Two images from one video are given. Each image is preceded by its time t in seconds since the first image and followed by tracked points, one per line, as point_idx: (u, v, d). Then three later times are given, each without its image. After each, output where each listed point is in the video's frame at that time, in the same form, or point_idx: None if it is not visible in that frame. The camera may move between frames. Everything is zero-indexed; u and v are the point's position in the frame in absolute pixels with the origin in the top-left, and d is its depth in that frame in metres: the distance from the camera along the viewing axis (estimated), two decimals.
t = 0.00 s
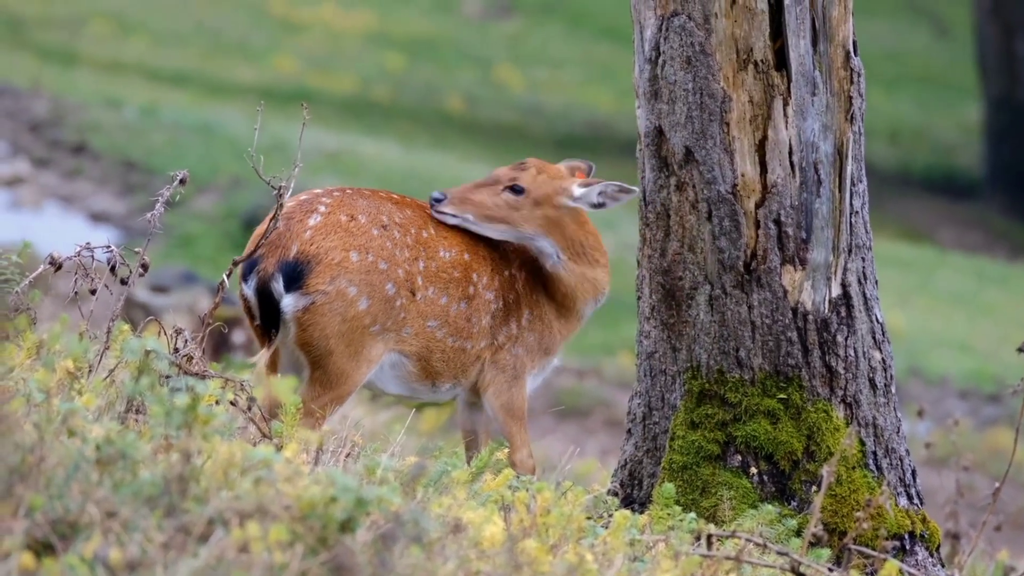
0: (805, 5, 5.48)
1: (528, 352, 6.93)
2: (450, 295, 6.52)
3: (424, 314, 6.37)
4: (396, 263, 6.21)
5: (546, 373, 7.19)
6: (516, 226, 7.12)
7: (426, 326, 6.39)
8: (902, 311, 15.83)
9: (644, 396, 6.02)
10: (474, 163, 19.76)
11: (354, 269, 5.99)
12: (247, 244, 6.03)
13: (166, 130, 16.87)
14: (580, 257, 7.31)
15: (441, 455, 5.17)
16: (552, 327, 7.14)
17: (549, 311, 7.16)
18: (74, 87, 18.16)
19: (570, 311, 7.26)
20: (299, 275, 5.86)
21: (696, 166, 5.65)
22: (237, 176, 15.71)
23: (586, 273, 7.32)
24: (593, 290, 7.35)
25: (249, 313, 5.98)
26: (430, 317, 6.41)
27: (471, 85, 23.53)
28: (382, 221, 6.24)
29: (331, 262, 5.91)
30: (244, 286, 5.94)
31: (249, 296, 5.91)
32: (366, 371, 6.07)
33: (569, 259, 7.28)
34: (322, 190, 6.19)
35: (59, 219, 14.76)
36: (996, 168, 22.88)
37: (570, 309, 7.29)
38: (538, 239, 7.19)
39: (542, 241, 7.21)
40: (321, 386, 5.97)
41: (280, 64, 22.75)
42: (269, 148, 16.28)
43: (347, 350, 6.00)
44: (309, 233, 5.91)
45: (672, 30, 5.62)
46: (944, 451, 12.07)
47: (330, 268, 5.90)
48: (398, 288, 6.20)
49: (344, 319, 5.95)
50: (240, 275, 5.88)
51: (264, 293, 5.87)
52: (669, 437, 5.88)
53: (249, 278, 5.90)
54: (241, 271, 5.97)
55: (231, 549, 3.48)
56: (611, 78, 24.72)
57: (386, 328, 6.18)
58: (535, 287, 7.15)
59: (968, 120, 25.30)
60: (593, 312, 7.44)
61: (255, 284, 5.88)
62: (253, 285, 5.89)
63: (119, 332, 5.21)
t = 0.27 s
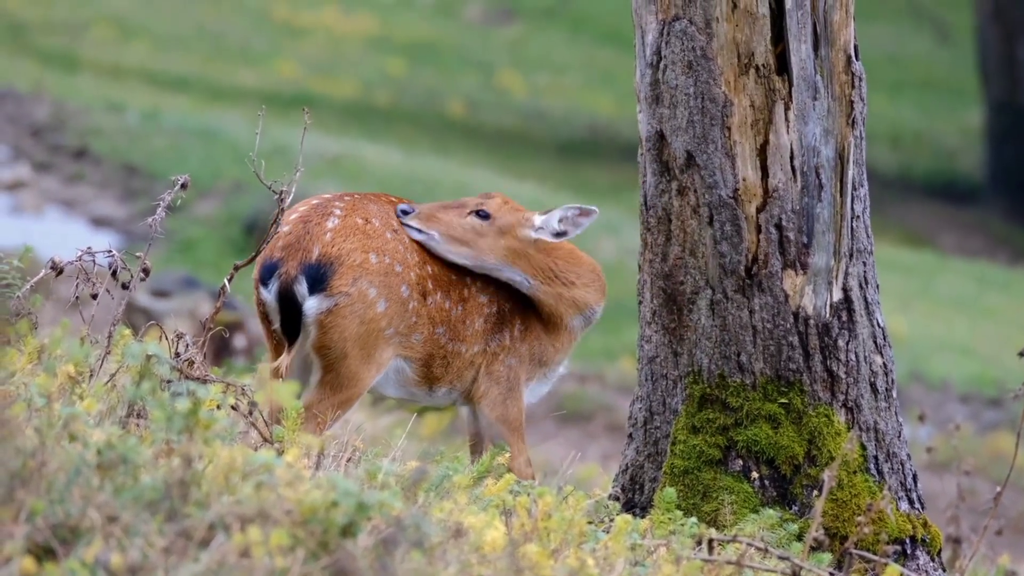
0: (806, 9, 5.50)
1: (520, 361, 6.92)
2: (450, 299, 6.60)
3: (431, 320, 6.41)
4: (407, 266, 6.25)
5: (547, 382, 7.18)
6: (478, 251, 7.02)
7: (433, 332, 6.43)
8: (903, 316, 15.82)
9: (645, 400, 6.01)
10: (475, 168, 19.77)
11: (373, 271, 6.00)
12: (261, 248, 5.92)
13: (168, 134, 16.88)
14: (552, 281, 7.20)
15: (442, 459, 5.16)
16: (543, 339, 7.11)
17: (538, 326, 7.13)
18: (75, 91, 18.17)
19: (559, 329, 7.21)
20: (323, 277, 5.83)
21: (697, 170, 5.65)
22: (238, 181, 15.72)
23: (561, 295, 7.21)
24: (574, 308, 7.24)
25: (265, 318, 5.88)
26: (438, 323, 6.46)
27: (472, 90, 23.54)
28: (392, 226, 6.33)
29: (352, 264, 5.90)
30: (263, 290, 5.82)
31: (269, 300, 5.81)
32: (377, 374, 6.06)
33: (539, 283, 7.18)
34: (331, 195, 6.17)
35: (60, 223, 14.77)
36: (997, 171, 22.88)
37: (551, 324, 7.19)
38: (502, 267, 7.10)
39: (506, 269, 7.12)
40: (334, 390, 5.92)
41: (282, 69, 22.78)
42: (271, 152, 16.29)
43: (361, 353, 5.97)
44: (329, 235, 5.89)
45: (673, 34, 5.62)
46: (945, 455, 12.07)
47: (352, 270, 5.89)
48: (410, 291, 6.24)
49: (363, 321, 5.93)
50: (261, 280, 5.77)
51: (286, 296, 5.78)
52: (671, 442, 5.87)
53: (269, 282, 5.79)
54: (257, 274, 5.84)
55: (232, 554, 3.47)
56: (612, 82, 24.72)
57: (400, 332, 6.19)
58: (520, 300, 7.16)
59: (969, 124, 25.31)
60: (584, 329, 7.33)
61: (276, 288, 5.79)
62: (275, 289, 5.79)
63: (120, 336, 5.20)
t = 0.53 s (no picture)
0: (808, 14, 5.50)
1: (521, 369, 6.82)
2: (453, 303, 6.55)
3: (433, 324, 6.40)
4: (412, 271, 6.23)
5: (547, 389, 7.08)
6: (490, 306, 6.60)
7: (435, 337, 6.42)
8: (904, 321, 15.82)
9: (647, 405, 6.02)
10: (476, 173, 19.78)
11: (377, 275, 5.97)
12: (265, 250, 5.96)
13: (169, 139, 16.89)
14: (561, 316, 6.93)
15: (442, 465, 5.16)
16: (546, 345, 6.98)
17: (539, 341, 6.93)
18: (76, 96, 18.18)
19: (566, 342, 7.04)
20: (326, 281, 5.82)
21: (699, 175, 5.65)
22: (239, 185, 15.73)
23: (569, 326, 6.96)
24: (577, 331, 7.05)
25: (267, 320, 5.92)
26: (439, 328, 6.44)
27: (473, 95, 23.56)
28: (399, 231, 6.24)
29: (356, 268, 5.88)
30: (265, 292, 5.88)
31: (271, 302, 5.86)
32: (378, 378, 6.06)
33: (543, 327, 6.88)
34: (338, 198, 6.17)
35: (61, 228, 14.78)
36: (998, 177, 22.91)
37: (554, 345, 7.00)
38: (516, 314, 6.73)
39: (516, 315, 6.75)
40: (335, 394, 5.94)
41: (283, 74, 22.80)
42: (272, 157, 16.30)
43: (363, 357, 5.96)
44: (333, 239, 5.89)
45: (675, 40, 5.62)
46: (946, 460, 12.06)
47: (355, 274, 5.87)
48: (415, 296, 6.22)
49: (365, 326, 5.91)
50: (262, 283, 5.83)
51: (288, 299, 5.81)
52: (671, 446, 5.88)
53: (272, 285, 5.85)
54: (261, 276, 5.90)
55: (233, 558, 3.47)
56: (613, 87, 24.73)
57: (402, 338, 6.18)
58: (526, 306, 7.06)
59: (970, 129, 25.32)
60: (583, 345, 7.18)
61: (279, 290, 5.83)
62: (277, 292, 5.84)
63: (121, 341, 5.20)
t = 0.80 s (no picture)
0: (807, 17, 5.51)
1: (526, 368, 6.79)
2: (456, 303, 6.52)
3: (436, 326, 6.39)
4: (415, 273, 6.19)
5: (548, 390, 7.03)
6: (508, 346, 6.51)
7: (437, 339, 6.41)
8: (905, 323, 15.83)
9: (646, 408, 6.02)
10: (477, 175, 19.79)
11: (379, 276, 5.97)
12: (268, 252, 5.97)
13: (169, 141, 16.91)
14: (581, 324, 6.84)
15: (442, 467, 5.15)
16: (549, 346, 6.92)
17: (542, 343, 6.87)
18: (77, 99, 18.19)
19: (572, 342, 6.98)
20: (329, 282, 5.82)
21: (699, 178, 5.65)
22: (239, 188, 15.73)
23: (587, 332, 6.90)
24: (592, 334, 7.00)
25: (271, 322, 5.94)
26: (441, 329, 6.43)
27: (474, 97, 23.57)
28: (400, 231, 6.21)
29: (359, 270, 5.89)
30: (269, 294, 5.90)
31: (275, 303, 5.88)
32: (382, 379, 6.02)
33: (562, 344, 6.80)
34: (340, 200, 6.18)
35: (62, 231, 14.78)
36: (999, 182, 22.91)
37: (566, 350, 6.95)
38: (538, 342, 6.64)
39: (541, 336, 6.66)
40: (337, 396, 5.92)
41: (284, 76, 22.82)
42: (272, 160, 16.30)
43: (366, 358, 5.93)
44: (336, 241, 5.90)
45: (675, 42, 5.63)
46: (946, 463, 12.07)
47: (358, 275, 5.87)
48: (417, 298, 6.20)
49: (369, 327, 5.90)
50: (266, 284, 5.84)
51: (292, 300, 5.83)
52: (671, 449, 5.88)
53: (276, 286, 5.86)
54: (264, 278, 5.92)
55: (233, 561, 3.48)
56: (614, 89, 24.74)
57: (406, 338, 6.15)
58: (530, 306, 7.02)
59: (970, 132, 25.34)
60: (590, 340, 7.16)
61: (282, 292, 5.85)
62: (280, 293, 5.86)
63: (121, 344, 5.20)
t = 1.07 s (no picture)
0: (812, 19, 5.51)
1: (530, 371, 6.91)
2: (465, 306, 6.56)
3: (447, 329, 6.44)
4: (427, 276, 6.21)
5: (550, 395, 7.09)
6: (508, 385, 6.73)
7: (446, 343, 6.47)
8: (909, 326, 15.81)
9: (651, 410, 6.02)
10: (481, 177, 19.78)
11: (394, 280, 5.99)
12: (281, 255, 5.93)
13: (173, 143, 16.91)
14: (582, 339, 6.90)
15: (447, 469, 5.15)
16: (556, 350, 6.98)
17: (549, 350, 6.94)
18: (82, 100, 18.21)
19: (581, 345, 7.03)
20: (344, 285, 5.82)
21: (703, 180, 5.65)
22: (243, 190, 15.74)
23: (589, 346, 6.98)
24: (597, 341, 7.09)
25: (284, 325, 5.89)
26: (448, 333, 6.46)
27: (478, 99, 23.57)
28: (413, 234, 6.22)
29: (374, 273, 5.90)
30: (283, 297, 5.84)
31: (289, 307, 5.82)
32: (392, 383, 6.04)
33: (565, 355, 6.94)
34: (351, 204, 6.16)
35: (66, 232, 14.80)
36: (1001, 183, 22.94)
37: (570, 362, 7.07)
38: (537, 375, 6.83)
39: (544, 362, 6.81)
40: (348, 398, 5.89)
41: (288, 78, 22.82)
42: (277, 162, 16.32)
43: (378, 362, 5.94)
44: (350, 244, 5.90)
45: (679, 44, 5.62)
46: (950, 465, 12.05)
47: (373, 279, 5.89)
48: (429, 302, 6.21)
49: (382, 330, 5.92)
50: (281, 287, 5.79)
51: (306, 304, 5.79)
52: (676, 451, 5.88)
53: (290, 290, 5.81)
54: (278, 281, 5.87)
55: (238, 562, 3.48)
56: (618, 91, 24.74)
57: (416, 342, 6.19)
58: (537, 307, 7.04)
59: (974, 134, 25.31)
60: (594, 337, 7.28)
61: (297, 295, 5.80)
62: (295, 297, 5.80)
63: (127, 346, 5.21)
